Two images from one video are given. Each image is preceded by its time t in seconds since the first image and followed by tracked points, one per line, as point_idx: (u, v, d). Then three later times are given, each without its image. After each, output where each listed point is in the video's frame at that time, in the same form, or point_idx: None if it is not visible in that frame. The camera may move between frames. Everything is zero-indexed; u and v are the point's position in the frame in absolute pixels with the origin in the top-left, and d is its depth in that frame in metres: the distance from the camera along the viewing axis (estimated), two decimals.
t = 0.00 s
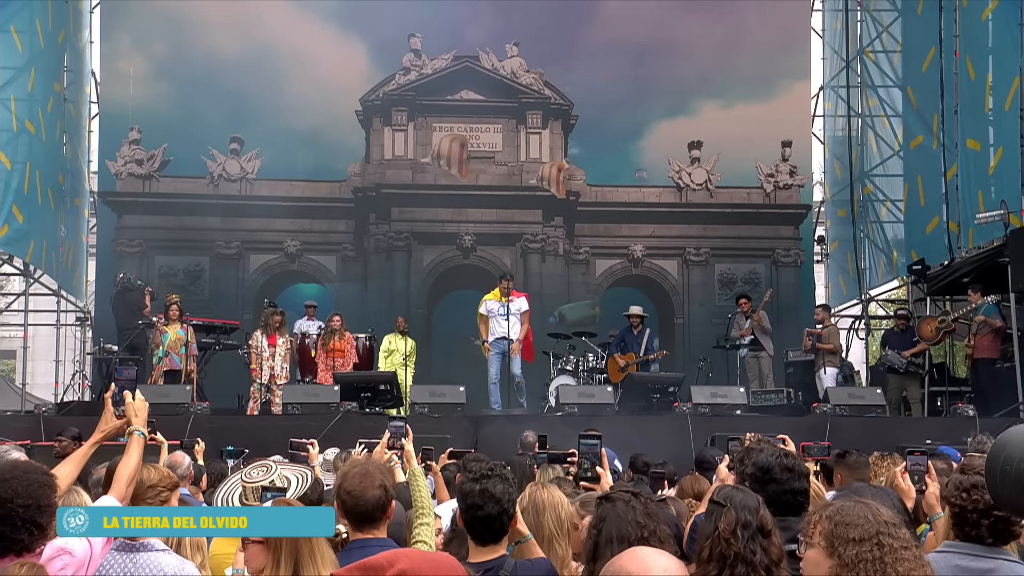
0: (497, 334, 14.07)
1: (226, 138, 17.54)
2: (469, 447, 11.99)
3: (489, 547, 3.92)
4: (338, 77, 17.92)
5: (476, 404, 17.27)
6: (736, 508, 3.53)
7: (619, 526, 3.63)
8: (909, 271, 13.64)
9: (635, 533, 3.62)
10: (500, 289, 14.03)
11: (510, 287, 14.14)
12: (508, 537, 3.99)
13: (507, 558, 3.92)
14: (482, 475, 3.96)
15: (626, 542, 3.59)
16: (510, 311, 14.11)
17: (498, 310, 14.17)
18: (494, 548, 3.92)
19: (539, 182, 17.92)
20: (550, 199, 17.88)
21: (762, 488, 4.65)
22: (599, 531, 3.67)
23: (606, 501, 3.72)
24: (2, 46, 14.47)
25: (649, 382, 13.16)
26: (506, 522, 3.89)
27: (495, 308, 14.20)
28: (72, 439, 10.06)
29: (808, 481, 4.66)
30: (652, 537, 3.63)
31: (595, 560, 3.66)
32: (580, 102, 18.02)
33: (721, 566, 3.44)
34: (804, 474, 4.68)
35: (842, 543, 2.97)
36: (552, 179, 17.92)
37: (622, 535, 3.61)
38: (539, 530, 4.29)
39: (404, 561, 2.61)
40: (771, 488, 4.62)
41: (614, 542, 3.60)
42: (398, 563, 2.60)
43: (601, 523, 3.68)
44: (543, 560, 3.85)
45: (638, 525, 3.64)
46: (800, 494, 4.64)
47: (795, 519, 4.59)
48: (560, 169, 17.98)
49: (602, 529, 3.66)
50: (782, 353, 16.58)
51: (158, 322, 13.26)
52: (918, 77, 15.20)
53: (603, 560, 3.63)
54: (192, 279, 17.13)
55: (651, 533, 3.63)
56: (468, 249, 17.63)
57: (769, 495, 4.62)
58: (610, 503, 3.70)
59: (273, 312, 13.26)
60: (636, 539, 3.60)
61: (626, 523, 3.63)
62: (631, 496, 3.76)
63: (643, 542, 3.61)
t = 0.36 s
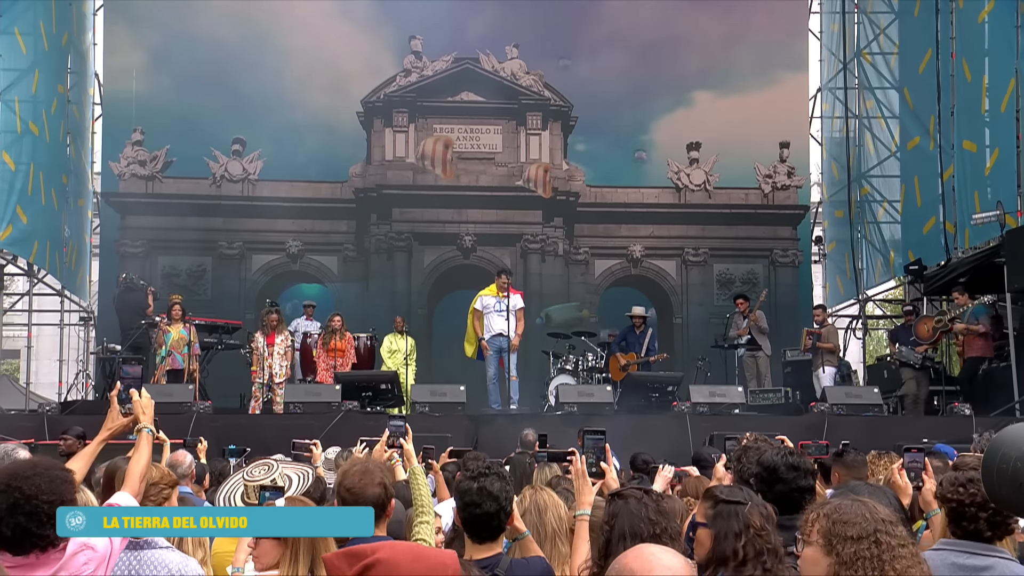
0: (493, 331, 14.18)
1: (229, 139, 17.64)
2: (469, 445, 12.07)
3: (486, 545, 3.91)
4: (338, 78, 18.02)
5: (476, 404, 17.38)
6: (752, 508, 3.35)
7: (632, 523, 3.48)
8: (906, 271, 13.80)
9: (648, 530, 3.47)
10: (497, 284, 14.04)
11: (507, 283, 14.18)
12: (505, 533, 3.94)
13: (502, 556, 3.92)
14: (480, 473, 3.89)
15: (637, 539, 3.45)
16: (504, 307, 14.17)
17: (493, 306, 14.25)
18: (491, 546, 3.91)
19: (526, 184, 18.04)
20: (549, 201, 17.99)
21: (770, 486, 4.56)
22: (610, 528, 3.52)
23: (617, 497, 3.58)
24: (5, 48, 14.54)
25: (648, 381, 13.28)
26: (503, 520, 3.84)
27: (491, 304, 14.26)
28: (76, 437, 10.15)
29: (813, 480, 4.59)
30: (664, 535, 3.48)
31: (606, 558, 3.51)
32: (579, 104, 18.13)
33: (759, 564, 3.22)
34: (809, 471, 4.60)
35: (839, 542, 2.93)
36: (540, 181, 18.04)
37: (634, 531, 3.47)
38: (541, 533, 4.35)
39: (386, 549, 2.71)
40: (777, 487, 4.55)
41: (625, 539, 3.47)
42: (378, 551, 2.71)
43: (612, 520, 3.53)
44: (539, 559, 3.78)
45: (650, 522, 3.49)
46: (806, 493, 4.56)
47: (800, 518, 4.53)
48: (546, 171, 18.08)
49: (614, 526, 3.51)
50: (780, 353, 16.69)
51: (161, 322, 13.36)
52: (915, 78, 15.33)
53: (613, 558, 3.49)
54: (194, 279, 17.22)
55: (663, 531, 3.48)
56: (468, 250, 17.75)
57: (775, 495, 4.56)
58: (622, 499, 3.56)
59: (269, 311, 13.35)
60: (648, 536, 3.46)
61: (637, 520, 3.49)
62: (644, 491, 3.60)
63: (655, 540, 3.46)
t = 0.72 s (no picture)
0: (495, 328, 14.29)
1: (230, 141, 17.74)
2: (470, 444, 12.16)
3: (484, 544, 3.96)
4: (339, 80, 18.11)
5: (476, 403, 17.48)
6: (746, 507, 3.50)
7: (625, 522, 3.50)
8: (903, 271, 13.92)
9: (641, 529, 3.49)
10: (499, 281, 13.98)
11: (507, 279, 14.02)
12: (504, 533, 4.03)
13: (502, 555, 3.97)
14: (480, 473, 3.97)
15: (632, 539, 3.46)
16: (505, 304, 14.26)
17: (495, 302, 14.37)
18: (490, 545, 3.97)
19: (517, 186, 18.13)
20: (549, 202, 18.08)
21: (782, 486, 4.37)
22: (604, 527, 3.54)
23: (610, 497, 3.58)
24: (10, 50, 14.62)
25: (647, 380, 13.39)
26: (502, 520, 3.93)
27: (492, 300, 14.38)
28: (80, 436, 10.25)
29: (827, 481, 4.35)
30: (657, 532, 3.50)
31: (599, 560, 3.53)
32: (578, 105, 18.23)
33: (754, 562, 3.38)
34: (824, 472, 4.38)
35: (835, 541, 2.81)
36: (531, 182, 18.11)
37: (627, 531, 3.48)
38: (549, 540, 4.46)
39: (382, 546, 2.81)
40: (790, 487, 4.35)
41: (620, 540, 3.48)
42: (375, 548, 2.81)
43: (606, 519, 3.55)
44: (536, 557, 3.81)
45: (643, 521, 3.51)
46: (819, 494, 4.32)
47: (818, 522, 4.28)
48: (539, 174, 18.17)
49: (607, 526, 3.53)
50: (778, 353, 16.78)
51: (164, 322, 13.46)
52: (912, 80, 15.48)
53: (608, 558, 3.50)
54: (196, 279, 17.32)
55: (657, 529, 3.50)
56: (468, 250, 17.87)
57: (789, 494, 4.35)
58: (615, 500, 3.56)
59: (266, 310, 13.46)
60: (642, 535, 3.48)
61: (631, 519, 3.50)
62: (637, 491, 3.61)
63: (649, 539, 3.48)
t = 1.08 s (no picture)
0: (496, 326, 14.29)
1: (232, 143, 17.83)
2: (470, 443, 12.26)
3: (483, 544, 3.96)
4: (340, 82, 18.19)
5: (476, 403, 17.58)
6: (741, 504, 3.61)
7: (613, 522, 3.51)
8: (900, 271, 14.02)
9: (629, 529, 3.51)
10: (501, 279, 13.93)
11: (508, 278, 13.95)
12: (503, 531, 4.05)
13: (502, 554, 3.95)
14: (476, 472, 4.02)
15: (621, 539, 3.48)
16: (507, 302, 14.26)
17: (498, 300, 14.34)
18: (489, 545, 3.95)
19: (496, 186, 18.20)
20: (549, 202, 18.18)
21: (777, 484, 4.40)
22: (592, 527, 3.56)
23: (599, 498, 3.60)
24: (15, 52, 14.73)
25: (646, 379, 13.49)
26: (500, 518, 3.94)
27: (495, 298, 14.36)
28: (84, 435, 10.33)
29: (819, 478, 4.38)
30: (645, 532, 3.51)
31: (589, 560, 3.54)
32: (577, 106, 18.33)
33: (749, 560, 3.49)
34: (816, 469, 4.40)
35: (834, 541, 2.78)
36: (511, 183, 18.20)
37: (615, 531, 3.50)
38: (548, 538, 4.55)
39: (369, 549, 2.65)
40: (782, 484, 4.37)
41: (609, 540, 3.49)
42: (363, 552, 2.62)
43: (595, 520, 3.57)
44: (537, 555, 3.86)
45: (631, 520, 3.53)
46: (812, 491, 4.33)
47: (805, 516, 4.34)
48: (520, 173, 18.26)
49: (596, 526, 3.55)
50: (776, 352, 16.89)
51: (166, 322, 13.55)
52: (910, 82, 15.60)
53: (596, 557, 3.51)
54: (199, 280, 17.42)
55: (645, 528, 3.52)
56: (469, 250, 17.97)
57: (782, 490, 4.38)
58: (603, 500, 3.58)
59: (264, 311, 13.55)
60: (630, 535, 3.49)
61: (618, 519, 3.52)
62: (624, 490, 3.62)
63: (637, 538, 3.49)
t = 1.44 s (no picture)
0: (495, 326, 14.29)
1: (234, 144, 17.90)
2: (471, 442, 12.36)
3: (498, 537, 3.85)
4: (341, 84, 18.30)
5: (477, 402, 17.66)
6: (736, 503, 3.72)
7: (604, 522, 3.54)
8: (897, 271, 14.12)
9: (621, 528, 3.53)
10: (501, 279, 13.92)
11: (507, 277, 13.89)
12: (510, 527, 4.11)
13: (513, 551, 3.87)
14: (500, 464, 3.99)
15: (613, 539, 3.50)
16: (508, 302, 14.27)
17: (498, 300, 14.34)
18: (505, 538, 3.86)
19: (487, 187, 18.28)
20: (549, 203, 18.29)
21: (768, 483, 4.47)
22: (585, 528, 3.58)
23: (590, 498, 3.62)
24: (18, 54, 14.89)
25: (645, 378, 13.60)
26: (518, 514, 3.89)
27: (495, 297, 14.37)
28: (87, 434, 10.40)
29: (810, 478, 4.45)
30: (638, 530, 3.53)
31: (582, 558, 3.57)
32: (576, 108, 18.42)
33: (748, 557, 3.60)
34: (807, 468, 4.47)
35: (835, 539, 2.85)
36: (501, 184, 18.27)
37: (607, 531, 3.52)
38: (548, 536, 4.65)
39: (370, 548, 2.73)
40: (772, 483, 4.45)
41: (601, 540, 3.52)
42: (364, 550, 2.70)
43: (587, 520, 3.59)
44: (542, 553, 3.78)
45: (623, 519, 3.54)
46: (802, 490, 4.42)
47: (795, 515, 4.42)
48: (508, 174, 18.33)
49: (588, 526, 3.57)
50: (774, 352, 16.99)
51: (169, 322, 13.65)
52: (906, 84, 15.73)
53: (589, 557, 3.53)
54: (201, 279, 17.51)
55: (636, 527, 3.54)
56: (469, 251, 18.07)
57: (773, 489, 4.46)
58: (594, 500, 3.60)
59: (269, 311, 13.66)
60: (622, 534, 3.51)
61: (611, 519, 3.54)
62: (615, 490, 3.65)
63: (629, 537, 3.51)
